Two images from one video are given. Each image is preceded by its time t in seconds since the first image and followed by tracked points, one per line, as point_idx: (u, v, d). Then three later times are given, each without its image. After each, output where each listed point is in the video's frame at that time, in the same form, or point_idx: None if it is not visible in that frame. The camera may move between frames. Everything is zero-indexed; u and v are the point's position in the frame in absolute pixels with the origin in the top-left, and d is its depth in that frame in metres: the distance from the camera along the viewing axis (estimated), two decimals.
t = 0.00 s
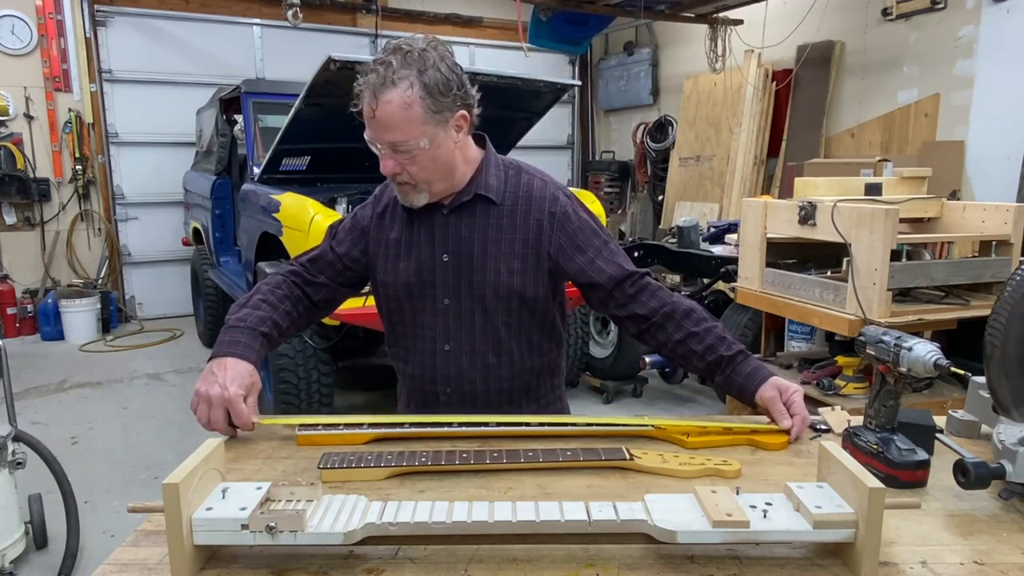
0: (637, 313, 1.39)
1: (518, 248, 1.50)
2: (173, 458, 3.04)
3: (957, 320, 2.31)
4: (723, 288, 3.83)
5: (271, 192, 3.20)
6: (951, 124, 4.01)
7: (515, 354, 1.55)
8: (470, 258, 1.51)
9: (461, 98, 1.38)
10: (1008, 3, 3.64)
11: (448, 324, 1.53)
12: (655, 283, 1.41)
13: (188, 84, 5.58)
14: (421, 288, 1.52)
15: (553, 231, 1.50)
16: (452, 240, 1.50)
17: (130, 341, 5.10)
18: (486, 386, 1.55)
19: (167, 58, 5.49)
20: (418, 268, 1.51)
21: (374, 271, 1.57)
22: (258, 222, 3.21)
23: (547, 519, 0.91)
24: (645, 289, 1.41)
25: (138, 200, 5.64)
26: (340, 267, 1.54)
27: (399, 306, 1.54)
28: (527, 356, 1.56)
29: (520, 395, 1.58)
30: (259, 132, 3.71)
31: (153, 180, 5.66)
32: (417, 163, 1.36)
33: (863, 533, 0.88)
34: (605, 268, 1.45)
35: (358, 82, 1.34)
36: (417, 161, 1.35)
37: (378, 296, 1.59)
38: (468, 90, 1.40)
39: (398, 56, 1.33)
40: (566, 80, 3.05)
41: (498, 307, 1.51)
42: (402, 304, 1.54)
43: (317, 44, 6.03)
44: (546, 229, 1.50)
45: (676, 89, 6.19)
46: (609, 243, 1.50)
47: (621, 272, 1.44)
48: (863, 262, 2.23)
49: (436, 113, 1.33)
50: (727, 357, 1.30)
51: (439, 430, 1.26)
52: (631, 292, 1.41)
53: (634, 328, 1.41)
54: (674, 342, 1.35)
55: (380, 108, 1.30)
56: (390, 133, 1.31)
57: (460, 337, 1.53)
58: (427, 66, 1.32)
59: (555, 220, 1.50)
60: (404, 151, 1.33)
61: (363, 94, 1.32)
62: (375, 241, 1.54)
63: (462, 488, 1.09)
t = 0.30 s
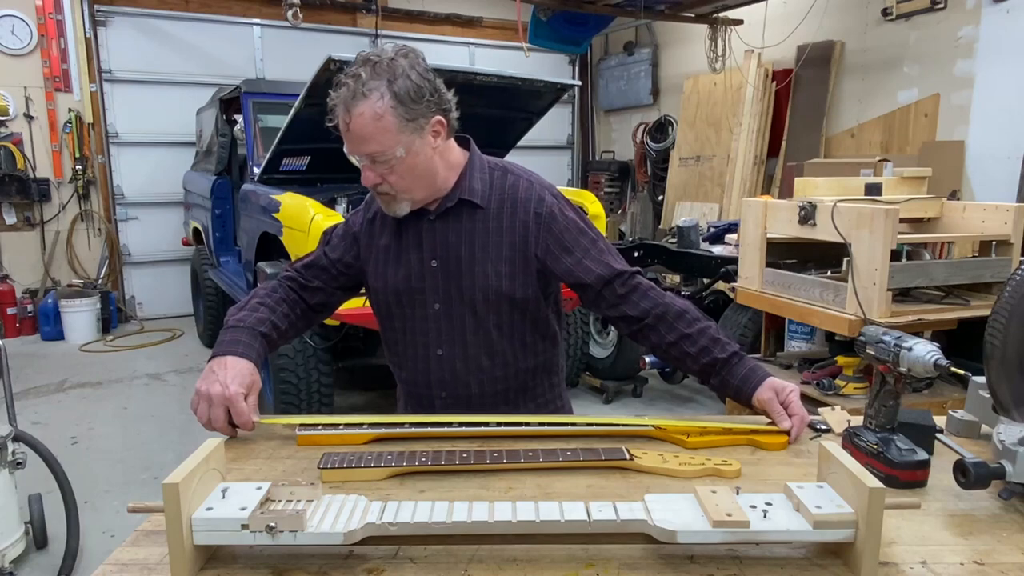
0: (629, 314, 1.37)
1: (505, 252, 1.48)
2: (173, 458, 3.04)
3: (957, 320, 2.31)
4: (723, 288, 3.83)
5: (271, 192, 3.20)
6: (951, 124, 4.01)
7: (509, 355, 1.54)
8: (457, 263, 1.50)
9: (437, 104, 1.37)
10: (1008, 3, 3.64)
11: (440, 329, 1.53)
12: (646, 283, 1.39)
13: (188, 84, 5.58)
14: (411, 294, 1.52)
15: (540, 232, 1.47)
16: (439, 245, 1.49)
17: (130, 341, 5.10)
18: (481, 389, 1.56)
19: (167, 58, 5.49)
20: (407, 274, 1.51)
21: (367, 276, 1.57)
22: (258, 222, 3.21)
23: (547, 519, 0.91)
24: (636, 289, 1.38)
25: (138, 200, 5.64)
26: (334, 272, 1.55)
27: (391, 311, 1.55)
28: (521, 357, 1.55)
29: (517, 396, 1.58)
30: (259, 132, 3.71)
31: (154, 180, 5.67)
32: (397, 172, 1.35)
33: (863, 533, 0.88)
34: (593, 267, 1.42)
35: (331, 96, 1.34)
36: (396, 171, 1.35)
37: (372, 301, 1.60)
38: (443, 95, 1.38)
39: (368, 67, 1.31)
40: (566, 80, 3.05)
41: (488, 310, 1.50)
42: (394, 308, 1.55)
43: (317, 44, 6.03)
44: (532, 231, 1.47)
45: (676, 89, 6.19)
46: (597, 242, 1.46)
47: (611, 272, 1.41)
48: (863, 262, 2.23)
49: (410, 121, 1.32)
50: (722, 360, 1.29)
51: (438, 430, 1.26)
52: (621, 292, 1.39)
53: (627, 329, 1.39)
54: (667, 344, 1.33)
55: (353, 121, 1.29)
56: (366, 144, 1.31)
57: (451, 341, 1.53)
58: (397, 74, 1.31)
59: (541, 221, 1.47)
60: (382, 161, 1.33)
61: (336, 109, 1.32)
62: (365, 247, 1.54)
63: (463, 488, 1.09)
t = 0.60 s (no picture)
0: (620, 316, 1.36)
1: (494, 254, 1.48)
2: (173, 458, 3.04)
3: (957, 320, 2.32)
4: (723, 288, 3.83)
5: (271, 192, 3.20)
6: (951, 124, 4.01)
7: (502, 357, 1.54)
8: (447, 266, 1.49)
9: (417, 108, 1.37)
10: (1008, 3, 3.64)
11: (432, 331, 1.53)
12: (638, 283, 1.38)
13: (188, 84, 5.58)
14: (402, 298, 1.52)
15: (528, 234, 1.46)
16: (429, 249, 1.49)
17: (130, 341, 5.10)
18: (475, 391, 1.56)
19: (167, 58, 5.49)
20: (398, 278, 1.51)
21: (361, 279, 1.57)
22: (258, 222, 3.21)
23: (547, 520, 0.91)
24: (627, 290, 1.37)
25: (138, 200, 5.64)
26: (330, 275, 1.55)
27: (384, 315, 1.56)
28: (514, 358, 1.55)
29: (513, 396, 1.59)
30: (259, 132, 3.71)
31: (154, 181, 5.67)
32: (382, 178, 1.35)
33: (863, 533, 0.88)
34: (582, 268, 1.40)
35: (311, 107, 1.34)
36: (381, 177, 1.35)
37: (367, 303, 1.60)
38: (423, 100, 1.39)
39: (346, 76, 1.32)
40: (566, 79, 3.05)
41: (478, 313, 1.50)
42: (387, 312, 1.55)
43: (317, 44, 6.03)
44: (520, 233, 1.46)
45: (676, 89, 6.19)
46: (586, 242, 1.44)
47: (601, 273, 1.39)
48: (863, 262, 2.24)
49: (391, 127, 1.32)
50: (716, 362, 1.29)
51: (438, 430, 1.26)
52: (612, 294, 1.37)
53: (619, 330, 1.38)
54: (660, 345, 1.33)
55: (335, 130, 1.29)
56: (349, 152, 1.31)
57: (444, 344, 1.53)
58: (375, 81, 1.31)
59: (529, 223, 1.46)
60: (366, 169, 1.33)
61: (317, 120, 1.32)
62: (357, 251, 1.54)
63: (463, 488, 1.09)
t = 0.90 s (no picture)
0: (617, 317, 1.36)
1: (491, 256, 1.48)
2: (173, 458, 3.04)
3: (957, 320, 2.32)
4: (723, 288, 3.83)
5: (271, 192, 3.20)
6: (951, 124, 4.01)
7: (499, 358, 1.54)
8: (444, 268, 1.49)
9: (414, 110, 1.37)
10: (1008, 3, 3.64)
11: (430, 333, 1.53)
12: (635, 285, 1.37)
13: (188, 84, 5.58)
14: (399, 300, 1.52)
15: (526, 236, 1.46)
16: (426, 250, 1.49)
17: (130, 341, 5.10)
18: (472, 392, 1.57)
19: (167, 58, 5.49)
20: (396, 280, 1.51)
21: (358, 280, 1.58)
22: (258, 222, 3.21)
23: (547, 519, 0.91)
24: (624, 291, 1.37)
25: (138, 200, 5.64)
26: (328, 277, 1.55)
27: (381, 316, 1.56)
28: (512, 359, 1.55)
29: (510, 397, 1.59)
30: (259, 132, 3.71)
31: (154, 181, 5.67)
32: (379, 180, 1.35)
33: (863, 532, 0.88)
34: (579, 270, 1.40)
35: (308, 109, 1.34)
36: (379, 179, 1.35)
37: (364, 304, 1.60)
38: (420, 101, 1.39)
39: (343, 78, 1.32)
40: (566, 79, 3.05)
41: (476, 315, 1.50)
42: (384, 313, 1.55)
43: (317, 45, 6.03)
44: (517, 235, 1.46)
45: (676, 89, 6.19)
46: (583, 243, 1.44)
47: (598, 274, 1.39)
48: (863, 262, 2.23)
49: (389, 128, 1.32)
50: (714, 363, 1.29)
51: (438, 430, 1.26)
52: (609, 295, 1.37)
53: (615, 332, 1.38)
54: (657, 346, 1.32)
55: (332, 132, 1.29)
56: (347, 154, 1.31)
57: (441, 345, 1.54)
58: (372, 83, 1.31)
59: (526, 224, 1.46)
60: (364, 170, 1.33)
61: (314, 121, 1.32)
62: (355, 253, 1.54)
63: (462, 488, 1.09)
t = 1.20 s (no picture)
0: (618, 318, 1.36)
1: (493, 257, 1.47)
2: (173, 458, 3.04)
3: (957, 320, 2.32)
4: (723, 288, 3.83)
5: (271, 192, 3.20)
6: (951, 124, 4.01)
7: (499, 359, 1.55)
8: (445, 269, 1.49)
9: (421, 113, 1.37)
10: (1008, 3, 3.64)
11: (430, 333, 1.53)
12: (635, 285, 1.38)
13: (188, 84, 5.58)
14: (399, 300, 1.52)
15: (527, 237, 1.46)
16: (427, 251, 1.49)
17: (130, 341, 5.10)
18: (472, 393, 1.57)
19: (167, 58, 5.49)
20: (396, 281, 1.51)
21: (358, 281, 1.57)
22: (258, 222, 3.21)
23: (547, 519, 0.91)
24: (625, 292, 1.37)
25: (138, 200, 5.64)
26: (328, 277, 1.55)
27: (381, 317, 1.56)
28: (512, 360, 1.55)
29: (510, 397, 1.59)
30: (259, 132, 3.71)
31: (154, 181, 5.67)
32: (383, 181, 1.35)
33: (863, 533, 0.88)
34: (580, 271, 1.40)
35: (314, 108, 1.34)
36: (383, 181, 1.35)
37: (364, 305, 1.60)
38: (427, 104, 1.39)
39: (351, 78, 1.32)
40: (566, 79, 3.05)
41: (476, 316, 1.50)
42: (384, 314, 1.55)
43: (317, 45, 6.03)
44: (518, 236, 1.46)
45: (676, 89, 6.19)
46: (584, 244, 1.44)
47: (599, 275, 1.39)
48: (863, 262, 2.23)
49: (395, 131, 1.32)
50: (714, 363, 1.29)
51: (437, 431, 1.26)
52: (610, 296, 1.37)
53: (615, 332, 1.38)
54: (658, 347, 1.32)
55: (338, 132, 1.29)
56: (352, 155, 1.31)
57: (442, 346, 1.54)
58: (380, 84, 1.31)
59: (527, 225, 1.46)
60: (368, 172, 1.33)
61: (320, 120, 1.32)
62: (355, 253, 1.54)
63: (462, 488, 1.09)
